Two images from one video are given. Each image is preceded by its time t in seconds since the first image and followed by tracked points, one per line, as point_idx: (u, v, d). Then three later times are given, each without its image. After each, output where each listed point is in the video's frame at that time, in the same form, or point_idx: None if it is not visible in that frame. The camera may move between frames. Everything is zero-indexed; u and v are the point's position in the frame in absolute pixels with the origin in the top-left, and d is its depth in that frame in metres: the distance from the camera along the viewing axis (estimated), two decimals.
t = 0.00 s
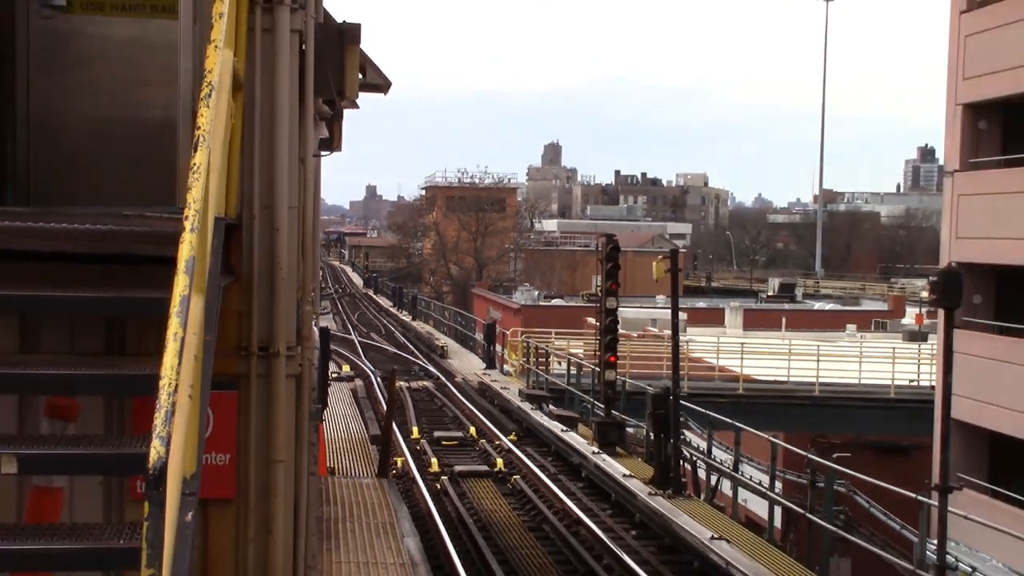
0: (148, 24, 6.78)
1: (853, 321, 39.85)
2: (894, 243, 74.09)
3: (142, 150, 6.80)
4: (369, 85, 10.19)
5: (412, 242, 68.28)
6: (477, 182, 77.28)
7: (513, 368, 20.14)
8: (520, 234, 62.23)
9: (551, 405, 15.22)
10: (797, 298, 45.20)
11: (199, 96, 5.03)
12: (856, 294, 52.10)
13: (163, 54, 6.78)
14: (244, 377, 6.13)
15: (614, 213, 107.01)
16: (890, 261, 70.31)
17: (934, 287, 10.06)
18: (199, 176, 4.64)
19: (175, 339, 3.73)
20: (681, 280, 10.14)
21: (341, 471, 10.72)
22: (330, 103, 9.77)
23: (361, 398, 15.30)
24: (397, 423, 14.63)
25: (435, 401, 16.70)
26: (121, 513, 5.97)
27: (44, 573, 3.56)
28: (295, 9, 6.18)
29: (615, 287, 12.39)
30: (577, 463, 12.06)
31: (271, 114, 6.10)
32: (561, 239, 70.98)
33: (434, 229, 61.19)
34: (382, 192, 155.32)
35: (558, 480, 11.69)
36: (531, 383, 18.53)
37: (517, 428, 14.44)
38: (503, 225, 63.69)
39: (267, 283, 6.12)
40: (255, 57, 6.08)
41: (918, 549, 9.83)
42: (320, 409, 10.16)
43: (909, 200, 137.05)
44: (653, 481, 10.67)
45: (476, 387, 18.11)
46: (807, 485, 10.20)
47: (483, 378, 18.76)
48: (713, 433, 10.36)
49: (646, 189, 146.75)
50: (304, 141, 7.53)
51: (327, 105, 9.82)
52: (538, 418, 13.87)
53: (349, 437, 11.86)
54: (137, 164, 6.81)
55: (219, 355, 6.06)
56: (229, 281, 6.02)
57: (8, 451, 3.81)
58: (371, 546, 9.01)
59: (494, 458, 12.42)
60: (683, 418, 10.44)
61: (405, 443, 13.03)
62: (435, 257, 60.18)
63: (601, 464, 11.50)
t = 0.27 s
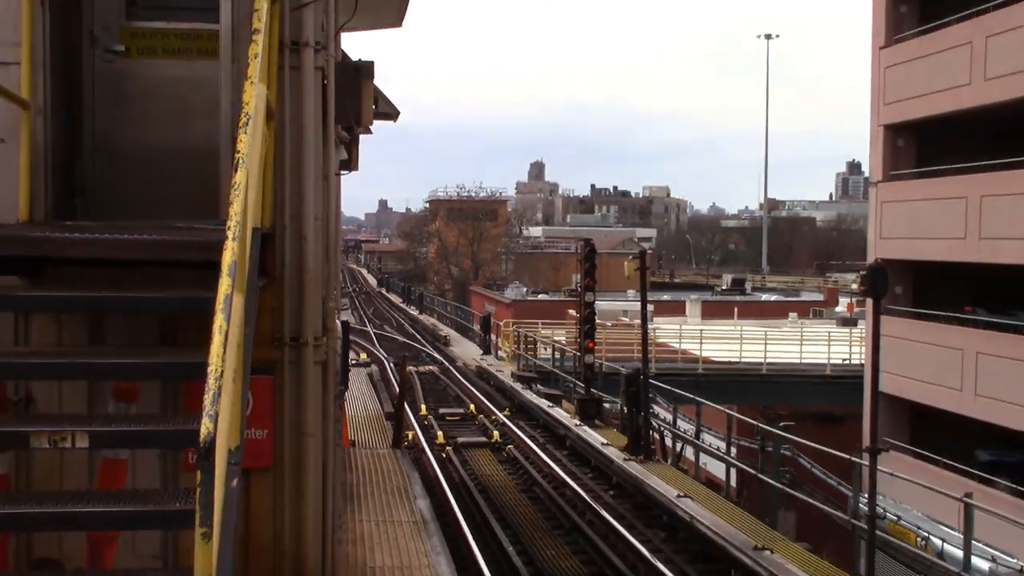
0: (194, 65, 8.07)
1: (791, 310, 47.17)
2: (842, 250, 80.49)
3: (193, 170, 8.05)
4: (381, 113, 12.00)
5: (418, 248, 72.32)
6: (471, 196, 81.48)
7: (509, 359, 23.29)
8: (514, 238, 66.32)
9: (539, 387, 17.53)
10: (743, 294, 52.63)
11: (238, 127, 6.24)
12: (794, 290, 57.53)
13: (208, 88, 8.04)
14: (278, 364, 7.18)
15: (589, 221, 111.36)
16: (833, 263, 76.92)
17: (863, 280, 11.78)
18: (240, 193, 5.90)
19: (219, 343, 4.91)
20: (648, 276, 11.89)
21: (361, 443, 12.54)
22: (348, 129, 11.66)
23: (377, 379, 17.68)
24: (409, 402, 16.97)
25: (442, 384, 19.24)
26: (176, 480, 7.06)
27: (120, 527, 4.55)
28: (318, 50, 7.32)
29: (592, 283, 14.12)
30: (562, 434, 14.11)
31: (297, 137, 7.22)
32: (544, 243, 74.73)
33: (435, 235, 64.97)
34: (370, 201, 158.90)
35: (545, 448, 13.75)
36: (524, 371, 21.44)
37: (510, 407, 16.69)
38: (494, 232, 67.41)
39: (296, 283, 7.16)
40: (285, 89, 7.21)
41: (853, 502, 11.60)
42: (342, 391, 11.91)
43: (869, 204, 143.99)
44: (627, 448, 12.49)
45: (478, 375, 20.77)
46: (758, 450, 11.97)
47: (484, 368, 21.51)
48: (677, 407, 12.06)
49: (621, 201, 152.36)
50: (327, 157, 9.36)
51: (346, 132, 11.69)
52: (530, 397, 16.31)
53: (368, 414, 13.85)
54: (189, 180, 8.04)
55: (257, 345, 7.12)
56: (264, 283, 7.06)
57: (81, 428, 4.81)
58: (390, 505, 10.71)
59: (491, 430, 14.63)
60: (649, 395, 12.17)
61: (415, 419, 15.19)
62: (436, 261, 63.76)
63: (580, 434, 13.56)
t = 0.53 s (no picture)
0: (193, 82, 8.86)
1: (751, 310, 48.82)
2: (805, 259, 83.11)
3: (193, 181, 8.84)
4: (367, 127, 12.86)
5: (403, 253, 73.60)
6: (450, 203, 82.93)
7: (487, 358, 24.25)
8: (492, 244, 67.51)
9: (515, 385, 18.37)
10: (705, 295, 54.48)
11: (236, 144, 7.09)
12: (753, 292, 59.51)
13: (207, 105, 8.83)
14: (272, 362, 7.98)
15: (562, 227, 112.92)
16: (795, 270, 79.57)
17: (818, 282, 12.47)
18: (237, 205, 6.75)
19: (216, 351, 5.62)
20: (617, 279, 12.64)
21: (348, 437, 13.29)
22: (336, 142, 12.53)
23: (362, 376, 18.47)
24: (392, 397, 17.78)
25: (424, 380, 20.08)
26: (176, 471, 7.74)
27: (120, 512, 5.12)
28: (309, 70, 8.15)
29: (565, 285, 14.94)
30: (537, 428, 14.93)
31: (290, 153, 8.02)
32: (520, 249, 76.22)
33: (418, 242, 66.18)
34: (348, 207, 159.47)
35: (521, 441, 14.54)
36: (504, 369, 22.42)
37: (489, 403, 17.52)
38: (474, 238, 68.60)
39: (289, 287, 7.98)
40: (278, 108, 8.02)
41: (809, 493, 12.32)
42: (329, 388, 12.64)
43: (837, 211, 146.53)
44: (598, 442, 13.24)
45: (459, 373, 21.68)
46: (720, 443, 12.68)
47: (463, 366, 22.41)
48: (645, 403, 12.76)
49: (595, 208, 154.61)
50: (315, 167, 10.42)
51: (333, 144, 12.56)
52: (507, 393, 17.24)
53: (354, 409, 14.64)
54: (190, 190, 8.83)
55: (254, 343, 7.89)
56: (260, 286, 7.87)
57: (87, 422, 5.51)
58: (374, 494, 11.35)
59: (470, 425, 15.46)
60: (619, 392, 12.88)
61: (399, 414, 16.02)
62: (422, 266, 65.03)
63: (555, 427, 14.35)
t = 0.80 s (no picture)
0: (190, 85, 8.90)
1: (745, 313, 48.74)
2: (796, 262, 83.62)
3: (192, 184, 8.89)
4: (364, 131, 12.93)
5: (399, 256, 73.95)
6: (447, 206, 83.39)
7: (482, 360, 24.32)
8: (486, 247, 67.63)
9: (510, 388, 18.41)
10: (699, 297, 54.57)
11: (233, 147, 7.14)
12: (747, 294, 59.66)
13: (204, 108, 8.89)
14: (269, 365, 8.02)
15: (558, 230, 113.30)
16: (786, 273, 80.06)
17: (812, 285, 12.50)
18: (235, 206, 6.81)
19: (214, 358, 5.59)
20: (611, 282, 12.69)
21: (344, 439, 13.34)
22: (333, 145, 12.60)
23: (357, 378, 18.52)
24: (388, 398, 17.84)
25: (419, 382, 20.14)
26: (174, 473, 7.79)
27: (118, 515, 5.17)
28: (306, 73, 8.19)
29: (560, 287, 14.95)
30: (533, 429, 14.99)
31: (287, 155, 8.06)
32: (514, 251, 76.55)
33: (412, 244, 66.29)
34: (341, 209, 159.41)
35: (516, 443, 14.60)
36: (499, 371, 22.49)
37: (485, 405, 17.57)
38: (468, 241, 68.70)
39: (286, 289, 8.03)
40: (275, 110, 8.07)
41: (803, 495, 12.32)
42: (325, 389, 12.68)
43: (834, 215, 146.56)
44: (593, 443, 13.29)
45: (454, 375, 21.74)
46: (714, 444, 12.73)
47: (458, 368, 22.46)
48: (639, 405, 12.80)
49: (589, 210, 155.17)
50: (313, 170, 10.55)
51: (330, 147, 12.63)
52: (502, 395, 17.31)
53: (349, 411, 14.69)
54: (189, 193, 8.88)
55: (252, 346, 7.94)
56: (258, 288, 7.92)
57: (85, 425, 5.56)
58: (371, 496, 11.40)
59: (465, 426, 15.52)
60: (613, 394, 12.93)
61: (395, 416, 16.09)
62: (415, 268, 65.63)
63: (550, 430, 14.39)
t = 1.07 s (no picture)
0: (188, 91, 8.95)
1: (747, 313, 48.63)
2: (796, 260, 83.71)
3: (191, 190, 8.88)
4: (363, 134, 12.95)
5: (398, 259, 74.13)
6: (447, 209, 83.47)
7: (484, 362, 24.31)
8: (486, 249, 67.64)
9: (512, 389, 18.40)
10: (700, 297, 54.52)
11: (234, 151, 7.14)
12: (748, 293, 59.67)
13: (202, 113, 8.89)
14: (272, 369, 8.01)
15: (558, 232, 113.48)
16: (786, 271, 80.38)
17: (812, 284, 12.53)
18: (236, 210, 6.81)
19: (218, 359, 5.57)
20: (612, 282, 12.69)
21: (346, 442, 13.33)
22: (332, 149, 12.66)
23: (360, 381, 18.53)
24: (390, 401, 17.84)
25: (422, 385, 20.15)
26: (178, 478, 7.79)
27: (123, 521, 5.15)
28: (305, 77, 8.20)
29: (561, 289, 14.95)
30: (535, 431, 15.01)
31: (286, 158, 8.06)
32: (514, 253, 76.60)
33: (412, 247, 66.29)
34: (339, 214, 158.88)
35: (519, 445, 14.59)
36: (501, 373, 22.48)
37: (487, 407, 17.57)
38: (469, 243, 68.69)
39: (289, 292, 8.02)
40: (274, 112, 8.07)
41: (806, 494, 12.34)
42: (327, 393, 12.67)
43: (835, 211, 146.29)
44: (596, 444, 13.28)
45: (457, 377, 21.74)
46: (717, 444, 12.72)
47: (460, 371, 22.46)
48: (642, 405, 12.79)
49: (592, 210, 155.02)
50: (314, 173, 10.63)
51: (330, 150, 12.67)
52: (505, 397, 17.33)
53: (352, 415, 14.68)
54: (189, 198, 8.88)
55: (254, 350, 7.94)
56: (260, 291, 7.91)
57: (89, 431, 5.54)
58: (375, 499, 11.40)
59: (468, 429, 15.52)
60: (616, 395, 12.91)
61: (397, 419, 16.10)
62: (416, 272, 65.76)
63: (553, 431, 14.40)
